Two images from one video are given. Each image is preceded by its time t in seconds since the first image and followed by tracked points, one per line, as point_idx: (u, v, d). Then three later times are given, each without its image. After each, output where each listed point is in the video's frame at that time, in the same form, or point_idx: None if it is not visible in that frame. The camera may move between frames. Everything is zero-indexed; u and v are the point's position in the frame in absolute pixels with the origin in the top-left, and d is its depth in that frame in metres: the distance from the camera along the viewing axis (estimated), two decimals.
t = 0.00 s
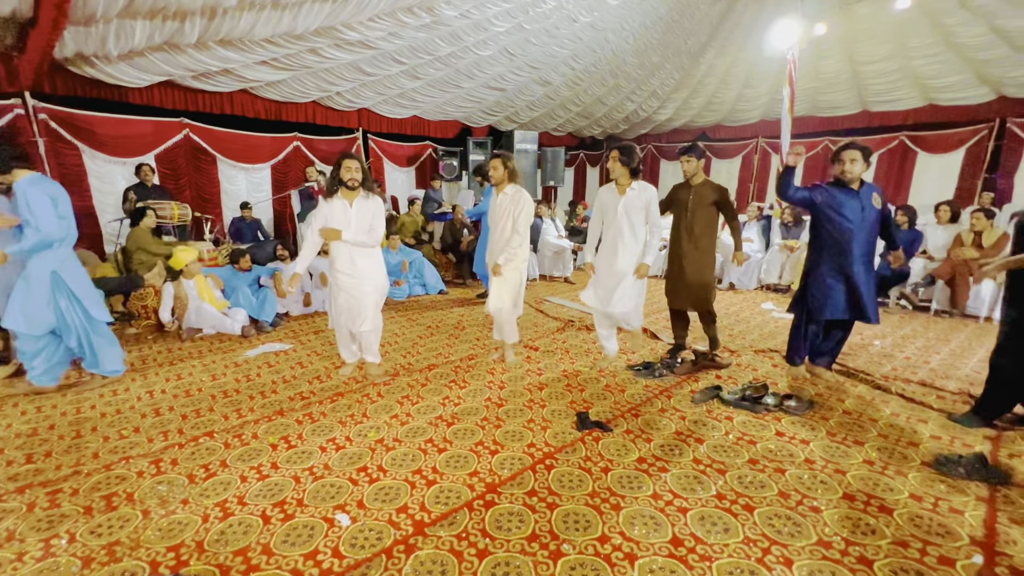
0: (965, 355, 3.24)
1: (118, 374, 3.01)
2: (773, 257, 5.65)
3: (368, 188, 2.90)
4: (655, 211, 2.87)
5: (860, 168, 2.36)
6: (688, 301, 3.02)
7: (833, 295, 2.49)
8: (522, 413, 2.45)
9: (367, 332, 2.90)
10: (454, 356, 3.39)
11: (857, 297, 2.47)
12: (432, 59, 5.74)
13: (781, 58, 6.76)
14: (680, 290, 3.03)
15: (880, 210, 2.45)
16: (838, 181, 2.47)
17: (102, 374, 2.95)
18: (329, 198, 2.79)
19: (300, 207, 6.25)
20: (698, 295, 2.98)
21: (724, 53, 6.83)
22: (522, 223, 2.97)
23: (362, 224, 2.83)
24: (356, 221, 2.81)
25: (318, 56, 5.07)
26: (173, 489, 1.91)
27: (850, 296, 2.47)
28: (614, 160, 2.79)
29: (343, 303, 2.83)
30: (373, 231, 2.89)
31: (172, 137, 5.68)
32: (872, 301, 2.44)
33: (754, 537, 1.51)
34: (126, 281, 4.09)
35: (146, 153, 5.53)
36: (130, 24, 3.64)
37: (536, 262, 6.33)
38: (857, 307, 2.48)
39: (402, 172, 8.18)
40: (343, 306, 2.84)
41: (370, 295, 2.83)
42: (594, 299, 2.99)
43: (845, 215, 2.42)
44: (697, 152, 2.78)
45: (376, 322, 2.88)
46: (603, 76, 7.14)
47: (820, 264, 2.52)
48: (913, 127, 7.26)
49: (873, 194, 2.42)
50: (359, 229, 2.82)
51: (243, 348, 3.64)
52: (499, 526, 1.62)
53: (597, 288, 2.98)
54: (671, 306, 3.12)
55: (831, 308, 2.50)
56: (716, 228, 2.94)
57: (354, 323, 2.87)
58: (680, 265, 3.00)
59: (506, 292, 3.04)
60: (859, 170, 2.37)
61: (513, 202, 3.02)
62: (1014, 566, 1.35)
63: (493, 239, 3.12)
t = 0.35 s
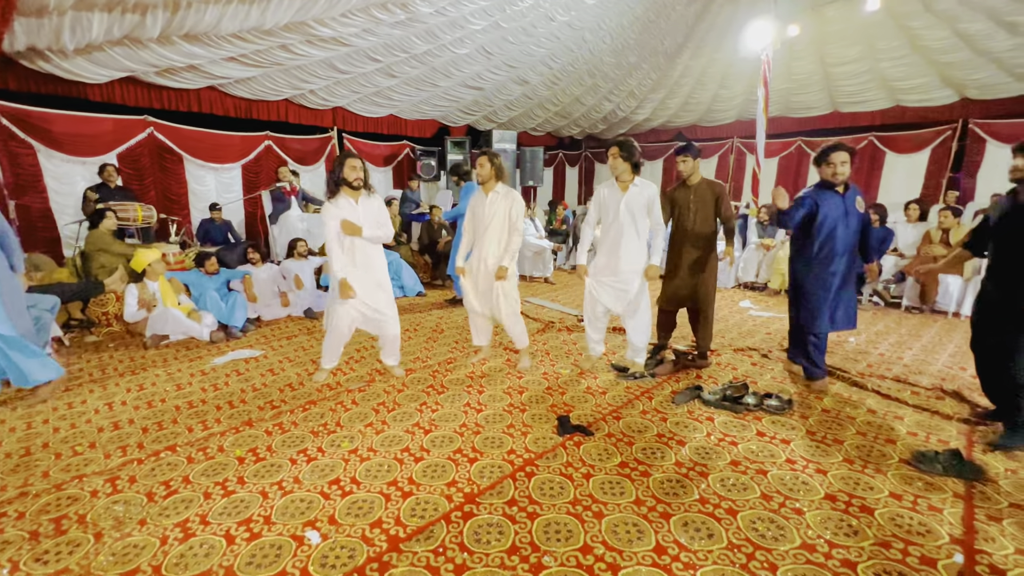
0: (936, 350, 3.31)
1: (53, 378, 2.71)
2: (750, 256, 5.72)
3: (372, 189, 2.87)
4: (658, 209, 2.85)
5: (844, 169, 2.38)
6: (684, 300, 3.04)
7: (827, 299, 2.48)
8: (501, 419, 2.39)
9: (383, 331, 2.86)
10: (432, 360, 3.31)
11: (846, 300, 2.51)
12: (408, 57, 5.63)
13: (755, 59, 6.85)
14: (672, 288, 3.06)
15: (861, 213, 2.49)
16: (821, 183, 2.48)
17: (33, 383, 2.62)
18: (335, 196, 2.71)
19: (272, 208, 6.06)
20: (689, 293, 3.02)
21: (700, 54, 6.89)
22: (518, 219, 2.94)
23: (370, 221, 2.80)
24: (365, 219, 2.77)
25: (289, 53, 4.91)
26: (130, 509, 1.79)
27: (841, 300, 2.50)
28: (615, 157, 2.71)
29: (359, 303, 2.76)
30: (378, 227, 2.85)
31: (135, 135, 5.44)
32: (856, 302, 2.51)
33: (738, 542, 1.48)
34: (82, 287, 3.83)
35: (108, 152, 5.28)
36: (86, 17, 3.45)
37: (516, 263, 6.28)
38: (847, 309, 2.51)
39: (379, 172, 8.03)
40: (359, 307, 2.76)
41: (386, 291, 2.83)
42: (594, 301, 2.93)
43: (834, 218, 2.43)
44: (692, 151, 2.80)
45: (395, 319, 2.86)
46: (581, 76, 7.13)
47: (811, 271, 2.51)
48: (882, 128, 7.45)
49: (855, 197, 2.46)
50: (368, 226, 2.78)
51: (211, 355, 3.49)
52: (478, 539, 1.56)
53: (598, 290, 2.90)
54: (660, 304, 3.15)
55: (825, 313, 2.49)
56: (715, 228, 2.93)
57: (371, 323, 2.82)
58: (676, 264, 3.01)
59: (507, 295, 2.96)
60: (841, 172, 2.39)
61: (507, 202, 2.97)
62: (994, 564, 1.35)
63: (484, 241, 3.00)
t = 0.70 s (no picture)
0: (908, 348, 3.38)
1: None
2: (728, 256, 5.80)
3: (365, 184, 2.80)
4: (646, 204, 2.81)
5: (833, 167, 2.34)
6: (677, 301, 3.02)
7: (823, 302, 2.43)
8: (484, 426, 2.33)
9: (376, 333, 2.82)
10: (412, 366, 3.22)
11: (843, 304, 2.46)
12: (383, 56, 5.52)
13: (729, 62, 6.96)
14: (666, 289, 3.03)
15: (853, 212, 2.46)
16: (809, 183, 2.45)
17: None
18: (338, 192, 2.62)
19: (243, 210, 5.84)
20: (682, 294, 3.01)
21: (676, 56, 6.96)
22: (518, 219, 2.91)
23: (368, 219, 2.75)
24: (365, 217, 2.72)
25: (259, 50, 4.75)
26: (87, 534, 1.67)
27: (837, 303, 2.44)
28: (604, 158, 2.66)
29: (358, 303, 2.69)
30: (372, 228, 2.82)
31: (95, 135, 5.19)
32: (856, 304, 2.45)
33: (726, 549, 1.46)
34: (38, 294, 3.69)
35: (66, 152, 5.01)
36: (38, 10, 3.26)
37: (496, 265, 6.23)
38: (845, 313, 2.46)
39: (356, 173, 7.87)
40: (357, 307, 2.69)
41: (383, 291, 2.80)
42: (585, 305, 2.84)
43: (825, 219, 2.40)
44: (683, 153, 2.80)
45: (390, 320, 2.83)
46: (559, 77, 7.11)
47: (804, 273, 2.47)
48: (851, 130, 7.65)
49: (846, 196, 2.43)
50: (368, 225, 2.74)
51: (178, 364, 3.33)
52: (461, 555, 1.50)
53: (593, 292, 2.83)
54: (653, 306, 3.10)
55: (821, 316, 2.43)
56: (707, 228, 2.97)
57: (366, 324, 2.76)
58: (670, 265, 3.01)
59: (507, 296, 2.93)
60: (830, 170, 2.35)
61: (501, 202, 2.90)
62: (977, 564, 1.36)
63: (480, 241, 2.92)
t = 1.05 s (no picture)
0: (886, 344, 3.47)
1: None
2: (709, 256, 5.88)
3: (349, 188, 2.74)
4: (621, 206, 2.79)
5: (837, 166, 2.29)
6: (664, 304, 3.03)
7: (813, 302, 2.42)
8: (474, 432, 2.28)
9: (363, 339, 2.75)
10: (398, 370, 3.14)
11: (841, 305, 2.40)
12: (362, 54, 5.41)
13: (707, 64, 7.05)
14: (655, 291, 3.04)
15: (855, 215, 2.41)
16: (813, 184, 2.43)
17: None
18: (319, 196, 2.56)
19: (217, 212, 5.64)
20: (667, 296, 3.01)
21: (655, 57, 7.02)
22: (500, 219, 2.82)
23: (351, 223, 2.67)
24: (347, 220, 2.65)
25: (232, 46, 4.60)
26: (53, 558, 1.55)
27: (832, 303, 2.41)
28: (575, 159, 2.65)
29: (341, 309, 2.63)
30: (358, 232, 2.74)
31: (58, 133, 4.94)
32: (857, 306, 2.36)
33: (727, 553, 1.44)
34: None
35: (27, 150, 4.74)
36: None
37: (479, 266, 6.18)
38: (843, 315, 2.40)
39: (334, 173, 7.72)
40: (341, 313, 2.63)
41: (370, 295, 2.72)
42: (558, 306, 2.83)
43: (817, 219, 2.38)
44: (670, 151, 2.82)
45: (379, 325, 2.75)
46: (539, 77, 7.10)
47: (795, 272, 2.47)
48: (823, 132, 7.81)
49: (845, 197, 2.39)
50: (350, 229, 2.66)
51: (150, 373, 3.18)
52: (457, 568, 1.45)
53: (566, 291, 2.81)
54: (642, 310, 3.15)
55: (809, 316, 2.43)
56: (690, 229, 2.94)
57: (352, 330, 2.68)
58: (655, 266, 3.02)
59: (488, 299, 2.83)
60: (841, 168, 2.29)
61: (485, 201, 2.85)
62: (972, 559, 1.37)
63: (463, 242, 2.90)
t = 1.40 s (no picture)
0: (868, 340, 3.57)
1: None
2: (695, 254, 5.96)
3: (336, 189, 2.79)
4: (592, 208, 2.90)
5: (861, 166, 2.16)
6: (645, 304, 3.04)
7: (816, 305, 2.31)
8: (469, 432, 2.26)
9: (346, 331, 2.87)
10: (388, 371, 3.09)
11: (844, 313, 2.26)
12: (346, 51, 5.33)
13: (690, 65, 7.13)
14: (636, 290, 3.06)
15: (879, 219, 2.23)
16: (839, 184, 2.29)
17: None
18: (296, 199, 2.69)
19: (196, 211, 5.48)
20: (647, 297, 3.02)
21: (639, 58, 7.09)
22: (473, 218, 2.77)
23: (329, 223, 2.73)
24: (323, 221, 2.71)
25: (211, 42, 4.48)
26: (32, 573, 1.48)
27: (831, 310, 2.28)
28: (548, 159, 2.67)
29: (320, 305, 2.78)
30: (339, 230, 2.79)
31: (28, 129, 4.75)
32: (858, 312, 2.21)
33: (730, 548, 1.45)
34: None
35: None
36: None
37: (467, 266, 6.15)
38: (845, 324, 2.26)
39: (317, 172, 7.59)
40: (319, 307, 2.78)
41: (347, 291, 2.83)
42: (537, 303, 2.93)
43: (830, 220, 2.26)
44: (653, 152, 2.85)
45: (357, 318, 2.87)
46: (524, 77, 7.10)
47: (805, 272, 2.38)
48: (802, 134, 7.94)
49: (866, 198, 2.23)
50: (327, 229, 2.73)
51: (131, 378, 3.08)
52: (460, 570, 1.42)
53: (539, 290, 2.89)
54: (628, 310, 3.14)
55: (804, 316, 2.35)
56: (671, 230, 2.97)
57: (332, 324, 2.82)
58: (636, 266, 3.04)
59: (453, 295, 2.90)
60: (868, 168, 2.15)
61: (467, 200, 2.81)
62: (966, 548, 1.41)
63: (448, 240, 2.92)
